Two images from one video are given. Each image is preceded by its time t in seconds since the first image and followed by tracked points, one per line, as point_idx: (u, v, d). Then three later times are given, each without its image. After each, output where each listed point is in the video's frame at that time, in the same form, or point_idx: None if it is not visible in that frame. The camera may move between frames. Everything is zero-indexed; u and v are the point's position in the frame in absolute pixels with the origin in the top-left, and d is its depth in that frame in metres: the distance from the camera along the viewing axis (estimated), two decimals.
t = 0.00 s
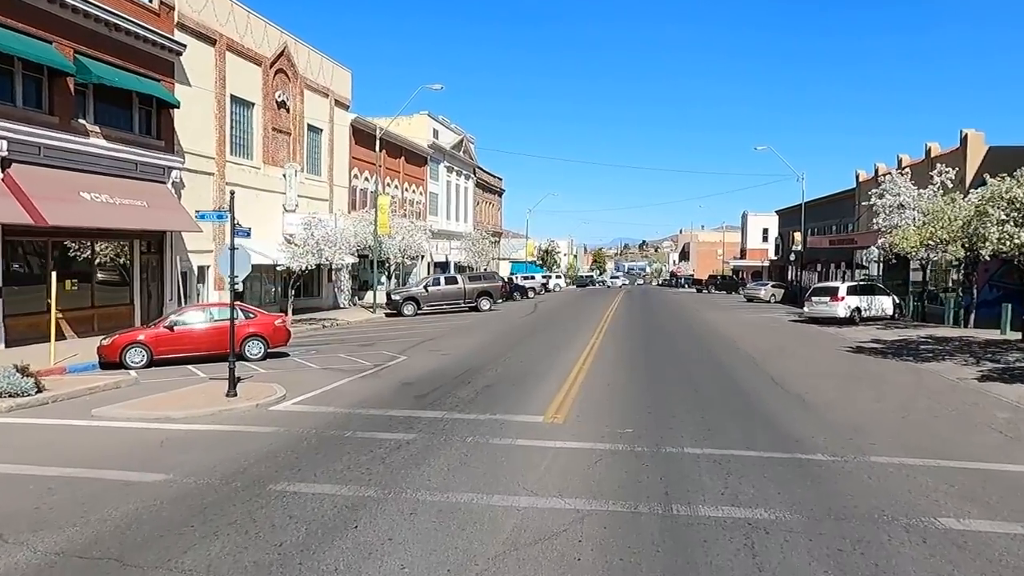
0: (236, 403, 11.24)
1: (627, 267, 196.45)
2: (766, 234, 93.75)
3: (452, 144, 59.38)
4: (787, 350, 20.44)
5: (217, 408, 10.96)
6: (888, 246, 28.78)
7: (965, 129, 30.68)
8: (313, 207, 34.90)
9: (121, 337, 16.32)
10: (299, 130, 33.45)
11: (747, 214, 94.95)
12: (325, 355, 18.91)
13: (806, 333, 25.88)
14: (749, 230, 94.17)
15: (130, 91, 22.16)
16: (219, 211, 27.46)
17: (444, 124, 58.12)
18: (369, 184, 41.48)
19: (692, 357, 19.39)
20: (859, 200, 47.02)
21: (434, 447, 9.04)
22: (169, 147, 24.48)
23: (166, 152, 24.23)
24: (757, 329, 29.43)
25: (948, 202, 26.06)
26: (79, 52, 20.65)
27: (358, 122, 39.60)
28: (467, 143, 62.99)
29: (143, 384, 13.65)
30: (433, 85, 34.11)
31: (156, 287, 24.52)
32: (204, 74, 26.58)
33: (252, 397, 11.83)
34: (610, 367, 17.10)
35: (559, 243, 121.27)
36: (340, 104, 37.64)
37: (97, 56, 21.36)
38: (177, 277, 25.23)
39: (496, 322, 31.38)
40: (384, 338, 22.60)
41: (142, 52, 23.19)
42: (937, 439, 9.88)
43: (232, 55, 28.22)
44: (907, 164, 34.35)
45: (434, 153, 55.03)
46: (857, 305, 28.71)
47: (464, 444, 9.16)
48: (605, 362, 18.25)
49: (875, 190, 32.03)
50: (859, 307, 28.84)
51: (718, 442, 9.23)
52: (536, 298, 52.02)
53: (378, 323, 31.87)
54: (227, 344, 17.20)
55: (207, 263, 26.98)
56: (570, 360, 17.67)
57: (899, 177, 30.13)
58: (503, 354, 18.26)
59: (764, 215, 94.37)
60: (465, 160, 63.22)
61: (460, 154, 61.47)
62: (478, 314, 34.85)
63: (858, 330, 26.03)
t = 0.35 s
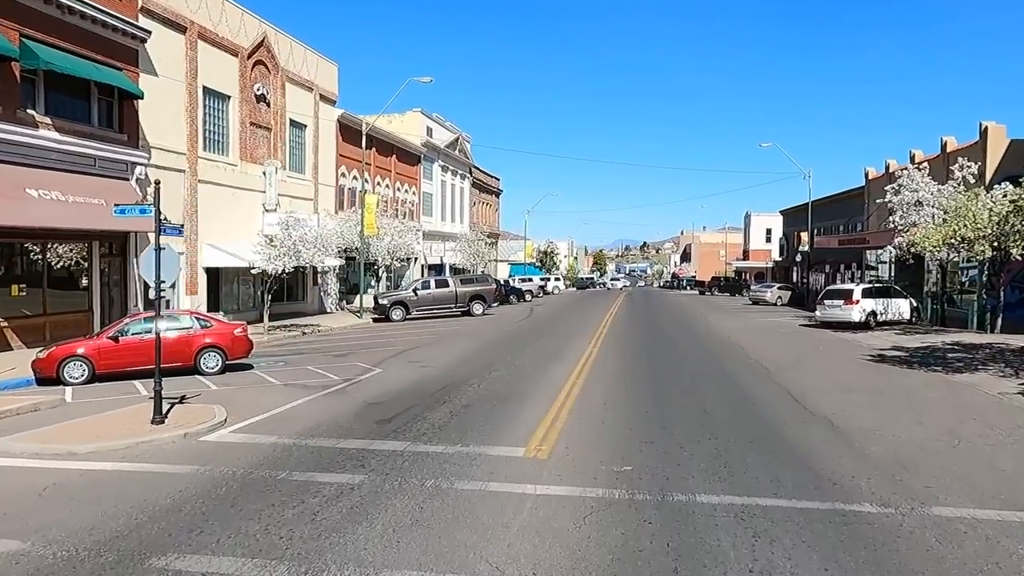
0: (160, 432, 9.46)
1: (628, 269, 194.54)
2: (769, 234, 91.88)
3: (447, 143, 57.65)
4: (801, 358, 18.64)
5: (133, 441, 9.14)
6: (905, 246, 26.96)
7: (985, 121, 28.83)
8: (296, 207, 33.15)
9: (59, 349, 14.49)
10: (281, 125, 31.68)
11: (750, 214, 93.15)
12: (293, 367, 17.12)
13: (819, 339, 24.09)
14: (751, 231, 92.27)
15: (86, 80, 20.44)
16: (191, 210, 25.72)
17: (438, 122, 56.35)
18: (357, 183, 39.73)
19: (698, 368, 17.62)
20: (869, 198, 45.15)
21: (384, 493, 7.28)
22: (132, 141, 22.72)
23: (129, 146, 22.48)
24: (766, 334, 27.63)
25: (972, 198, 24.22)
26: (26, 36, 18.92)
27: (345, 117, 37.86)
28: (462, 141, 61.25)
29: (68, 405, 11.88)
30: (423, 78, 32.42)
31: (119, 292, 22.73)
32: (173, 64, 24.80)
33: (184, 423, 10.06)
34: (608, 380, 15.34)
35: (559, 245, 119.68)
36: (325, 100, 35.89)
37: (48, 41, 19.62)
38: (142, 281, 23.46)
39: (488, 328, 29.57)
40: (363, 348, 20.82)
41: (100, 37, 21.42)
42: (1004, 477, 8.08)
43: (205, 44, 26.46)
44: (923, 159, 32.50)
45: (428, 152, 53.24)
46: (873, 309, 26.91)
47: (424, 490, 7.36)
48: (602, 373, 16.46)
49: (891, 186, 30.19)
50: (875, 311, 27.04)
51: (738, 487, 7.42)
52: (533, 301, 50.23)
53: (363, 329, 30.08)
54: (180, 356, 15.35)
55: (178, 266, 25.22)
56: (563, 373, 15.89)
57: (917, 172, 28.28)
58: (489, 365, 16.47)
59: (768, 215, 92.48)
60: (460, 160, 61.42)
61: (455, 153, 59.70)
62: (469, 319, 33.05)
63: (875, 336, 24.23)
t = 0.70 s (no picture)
0: (43, 469, 7.64)
1: (628, 269, 192.70)
2: (772, 234, 89.97)
3: (441, 138, 55.76)
4: (818, 368, 16.80)
5: (2, 483, 7.30)
6: (926, 246, 25.05)
7: (1011, 112, 26.89)
8: (277, 201, 31.32)
9: None
10: (259, 114, 29.82)
11: (753, 213, 91.23)
12: (250, 377, 15.28)
13: (834, 346, 22.22)
14: (754, 231, 90.39)
15: (32, 58, 18.59)
16: (157, 203, 23.88)
17: (432, 116, 54.45)
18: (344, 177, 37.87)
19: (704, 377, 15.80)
20: (881, 196, 43.22)
21: (296, 570, 5.40)
22: (88, 128, 20.86)
23: (84, 133, 20.63)
24: (774, 338, 25.80)
25: (1001, 194, 22.30)
26: None
27: (331, 108, 36.02)
28: (457, 137, 59.36)
29: None
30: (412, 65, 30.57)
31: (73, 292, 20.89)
32: (137, 45, 22.93)
33: (81, 454, 8.24)
34: (602, 392, 13.55)
35: (558, 245, 117.85)
36: (309, 89, 34.03)
37: None
38: (101, 280, 21.62)
39: (478, 331, 27.71)
40: (335, 355, 18.96)
41: (51, 13, 19.56)
42: None
43: (173, 25, 24.60)
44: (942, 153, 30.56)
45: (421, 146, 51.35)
46: (891, 313, 25.03)
47: (350, 565, 5.49)
48: (597, 383, 14.64)
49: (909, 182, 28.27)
50: (893, 315, 25.17)
51: (771, 562, 5.53)
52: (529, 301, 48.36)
53: (346, 331, 28.24)
54: (116, 367, 13.49)
55: (143, 264, 23.41)
56: (555, 385, 14.05)
57: (938, 166, 26.35)
58: (470, 376, 14.62)
59: (772, 214, 90.53)
60: (456, 156, 59.52)
61: (450, 148, 57.80)
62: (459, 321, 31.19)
63: (896, 344, 22.36)
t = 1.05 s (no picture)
0: None
1: (628, 269, 190.70)
2: (776, 234, 88.07)
3: (434, 134, 53.82)
4: (841, 381, 14.89)
5: None
6: (951, 245, 23.10)
7: None
8: (255, 198, 29.45)
9: None
10: (233, 103, 27.90)
11: (756, 212, 89.30)
12: (195, 395, 13.39)
13: (853, 354, 20.30)
14: (757, 231, 88.48)
15: None
16: (115, 198, 21.96)
17: (425, 111, 52.52)
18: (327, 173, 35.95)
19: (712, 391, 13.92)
20: (893, 193, 41.27)
21: None
22: (32, 115, 18.93)
23: (28, 121, 18.71)
24: (784, 344, 23.89)
25: None
26: None
27: (313, 100, 34.10)
28: (451, 133, 57.42)
29: None
30: (397, 52, 28.65)
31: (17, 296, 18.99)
32: (91, 26, 21.02)
33: None
34: (596, 413, 11.66)
35: (557, 245, 116.06)
36: (289, 79, 32.12)
37: None
38: (49, 283, 19.72)
39: (466, 337, 25.80)
40: (301, 366, 17.05)
41: None
42: None
43: (134, 5, 22.68)
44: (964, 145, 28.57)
45: (413, 143, 49.41)
46: (912, 317, 23.10)
47: None
48: (590, 401, 12.74)
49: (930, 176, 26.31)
50: (914, 319, 23.24)
51: None
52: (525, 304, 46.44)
53: (324, 337, 26.35)
54: (29, 385, 11.58)
55: (100, 265, 21.53)
56: (541, 404, 12.15)
57: (964, 158, 24.38)
58: (445, 393, 12.71)
59: (776, 214, 88.59)
60: (450, 153, 57.58)
61: (444, 145, 55.86)
62: (447, 325, 29.28)
63: (920, 352, 20.45)
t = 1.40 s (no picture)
0: None
1: (628, 267, 188.64)
2: (779, 231, 86.00)
3: (425, 127, 51.78)
4: (871, 395, 12.90)
5: None
6: (981, 239, 21.07)
7: None
8: (226, 191, 27.46)
9: None
10: (201, 89, 25.92)
11: (759, 208, 87.26)
12: (118, 416, 11.38)
13: (876, 359, 18.31)
14: (761, 228, 86.41)
15: None
16: (62, 191, 19.98)
17: (416, 104, 50.49)
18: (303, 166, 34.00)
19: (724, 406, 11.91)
20: (905, 186, 39.24)
21: None
22: None
23: None
24: (798, 347, 21.87)
25: None
26: None
27: (291, 88, 32.07)
28: (443, 126, 55.38)
29: None
30: (378, 34, 26.62)
31: None
32: None
33: None
34: (588, 439, 9.65)
35: (555, 243, 113.99)
36: (265, 64, 30.12)
37: None
38: None
39: (452, 339, 23.82)
40: (254, 377, 15.06)
41: None
42: None
43: None
44: (989, 132, 26.51)
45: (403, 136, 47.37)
46: (938, 319, 21.10)
47: None
48: (582, 423, 10.73)
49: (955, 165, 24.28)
50: (940, 321, 21.24)
51: None
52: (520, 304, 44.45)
53: (298, 340, 24.37)
54: None
55: (44, 264, 19.56)
56: (523, 428, 10.15)
57: (993, 145, 22.36)
58: (408, 414, 10.75)
59: (779, 210, 86.52)
60: (442, 148, 55.53)
61: (436, 139, 53.81)
62: (433, 328, 27.27)
63: (950, 358, 18.46)
